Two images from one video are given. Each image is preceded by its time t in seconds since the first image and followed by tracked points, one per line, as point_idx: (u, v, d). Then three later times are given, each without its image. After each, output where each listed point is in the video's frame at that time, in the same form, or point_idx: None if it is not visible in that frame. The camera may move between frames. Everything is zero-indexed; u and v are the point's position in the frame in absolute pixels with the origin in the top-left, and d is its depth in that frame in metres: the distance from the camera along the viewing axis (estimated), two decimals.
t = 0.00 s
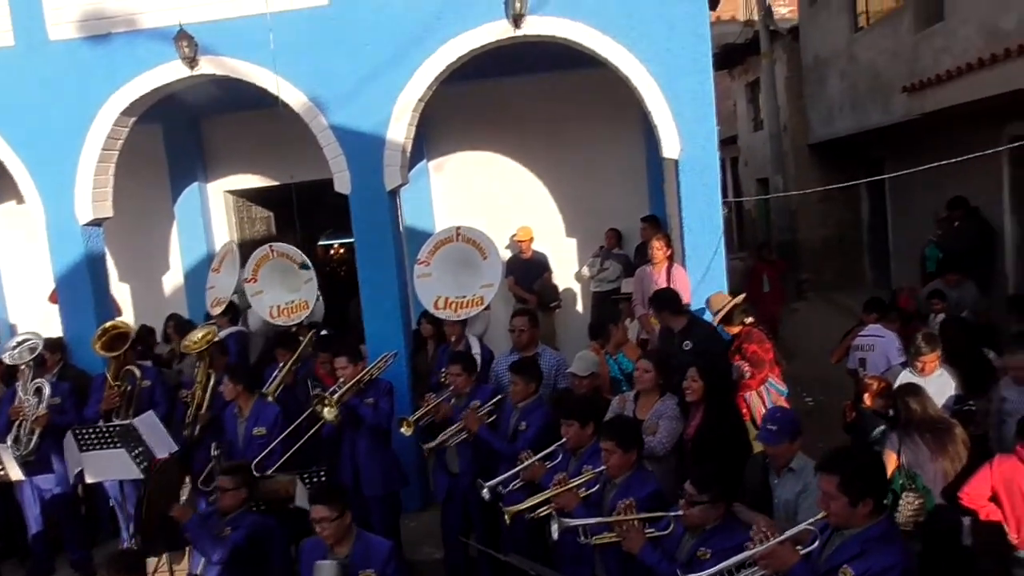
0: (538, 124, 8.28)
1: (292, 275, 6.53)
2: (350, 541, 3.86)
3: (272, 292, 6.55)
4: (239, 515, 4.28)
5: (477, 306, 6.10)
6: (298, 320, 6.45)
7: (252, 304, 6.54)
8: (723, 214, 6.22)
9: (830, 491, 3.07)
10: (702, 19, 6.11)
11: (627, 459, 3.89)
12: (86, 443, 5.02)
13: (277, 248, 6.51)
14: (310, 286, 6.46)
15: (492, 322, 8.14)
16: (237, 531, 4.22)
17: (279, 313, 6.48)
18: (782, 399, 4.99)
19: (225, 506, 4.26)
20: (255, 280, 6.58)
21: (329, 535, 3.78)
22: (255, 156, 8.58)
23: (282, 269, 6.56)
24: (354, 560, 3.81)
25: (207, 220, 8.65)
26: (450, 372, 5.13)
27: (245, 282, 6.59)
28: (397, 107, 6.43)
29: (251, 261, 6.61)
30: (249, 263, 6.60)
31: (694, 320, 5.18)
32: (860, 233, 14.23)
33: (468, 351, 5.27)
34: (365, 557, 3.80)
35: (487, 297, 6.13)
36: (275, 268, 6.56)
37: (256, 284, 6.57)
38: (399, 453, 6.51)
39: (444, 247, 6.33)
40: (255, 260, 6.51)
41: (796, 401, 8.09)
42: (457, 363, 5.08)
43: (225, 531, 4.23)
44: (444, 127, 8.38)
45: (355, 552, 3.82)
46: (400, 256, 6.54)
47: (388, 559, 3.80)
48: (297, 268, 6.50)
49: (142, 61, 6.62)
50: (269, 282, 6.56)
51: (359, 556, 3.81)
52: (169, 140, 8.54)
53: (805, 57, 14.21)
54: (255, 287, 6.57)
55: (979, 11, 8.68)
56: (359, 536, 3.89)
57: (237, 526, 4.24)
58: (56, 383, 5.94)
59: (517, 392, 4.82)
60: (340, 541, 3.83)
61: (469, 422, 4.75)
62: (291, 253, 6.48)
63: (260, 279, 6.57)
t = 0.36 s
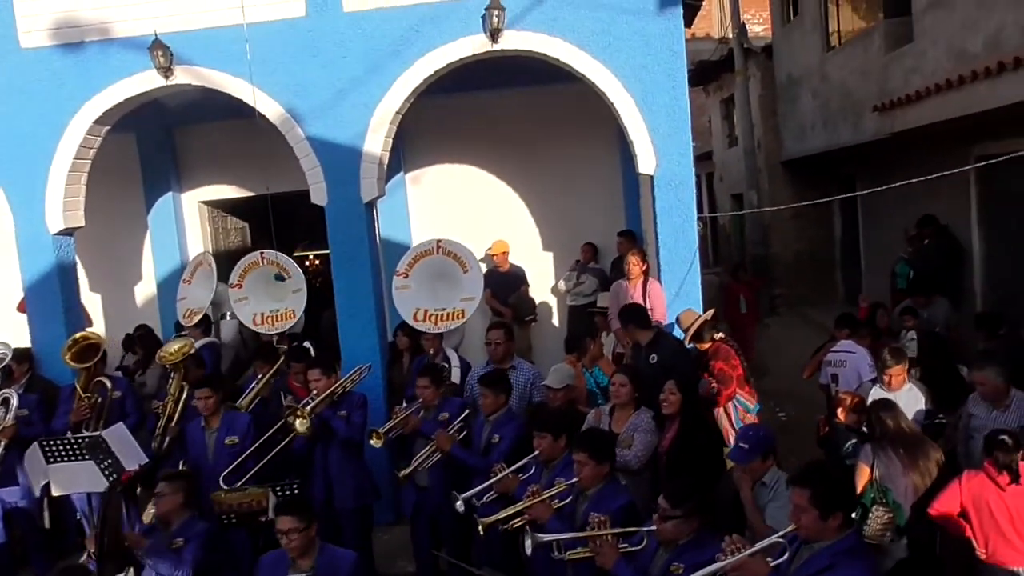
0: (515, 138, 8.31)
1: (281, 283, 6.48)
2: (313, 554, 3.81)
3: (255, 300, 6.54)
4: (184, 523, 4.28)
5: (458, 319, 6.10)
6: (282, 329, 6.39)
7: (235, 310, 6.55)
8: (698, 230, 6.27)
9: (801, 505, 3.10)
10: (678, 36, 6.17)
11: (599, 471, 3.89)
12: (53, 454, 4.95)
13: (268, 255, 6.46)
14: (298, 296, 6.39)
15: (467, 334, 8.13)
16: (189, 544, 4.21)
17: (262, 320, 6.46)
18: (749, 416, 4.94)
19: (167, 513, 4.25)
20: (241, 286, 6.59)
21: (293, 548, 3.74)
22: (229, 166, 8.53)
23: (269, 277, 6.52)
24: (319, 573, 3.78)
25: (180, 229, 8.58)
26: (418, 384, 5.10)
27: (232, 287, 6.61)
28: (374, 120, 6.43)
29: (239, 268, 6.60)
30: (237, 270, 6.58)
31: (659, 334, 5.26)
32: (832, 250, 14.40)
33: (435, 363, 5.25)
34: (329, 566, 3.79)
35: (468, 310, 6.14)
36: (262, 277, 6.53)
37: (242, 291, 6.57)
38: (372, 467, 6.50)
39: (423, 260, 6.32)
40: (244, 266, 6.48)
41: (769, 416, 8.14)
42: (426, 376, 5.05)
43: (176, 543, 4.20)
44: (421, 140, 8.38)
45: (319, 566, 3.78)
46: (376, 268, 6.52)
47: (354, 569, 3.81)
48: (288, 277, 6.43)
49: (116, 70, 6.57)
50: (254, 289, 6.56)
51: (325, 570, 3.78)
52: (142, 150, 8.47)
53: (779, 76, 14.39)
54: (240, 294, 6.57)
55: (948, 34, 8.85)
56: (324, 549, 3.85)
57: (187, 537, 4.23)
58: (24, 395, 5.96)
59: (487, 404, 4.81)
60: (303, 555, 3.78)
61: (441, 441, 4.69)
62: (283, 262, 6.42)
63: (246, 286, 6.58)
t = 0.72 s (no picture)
0: (502, 147, 8.32)
1: (265, 295, 6.46)
2: (279, 562, 3.79)
3: (239, 310, 6.48)
4: (157, 529, 4.25)
5: (446, 326, 6.08)
6: (264, 341, 6.37)
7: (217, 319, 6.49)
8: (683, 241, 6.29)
9: (769, 507, 3.14)
10: (665, 48, 6.20)
11: (578, 476, 3.90)
12: (32, 461, 4.88)
13: (253, 266, 6.43)
14: (281, 309, 6.39)
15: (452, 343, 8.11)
16: (163, 550, 4.19)
17: (246, 330, 6.41)
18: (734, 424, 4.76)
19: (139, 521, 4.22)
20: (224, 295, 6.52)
21: (258, 556, 3.72)
22: (215, 172, 8.50)
23: (252, 289, 6.50)
24: None
25: (164, 235, 8.52)
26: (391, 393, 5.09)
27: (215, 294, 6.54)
28: (361, 127, 6.42)
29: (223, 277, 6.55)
30: (220, 279, 6.54)
31: (639, 344, 5.28)
32: (816, 262, 14.47)
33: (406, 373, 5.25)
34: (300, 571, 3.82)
35: (455, 318, 6.12)
36: (245, 287, 6.50)
37: (225, 300, 6.52)
38: (356, 478, 6.54)
39: (409, 267, 6.31)
40: (229, 275, 6.43)
41: (753, 427, 8.16)
42: (399, 385, 5.06)
43: (149, 550, 4.18)
44: (407, 148, 8.38)
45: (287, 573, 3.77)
46: (361, 276, 6.50)
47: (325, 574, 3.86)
48: (273, 289, 6.42)
49: (101, 74, 6.53)
50: (238, 299, 6.51)
51: None
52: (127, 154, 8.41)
53: (765, 89, 14.49)
54: (224, 302, 6.52)
55: (932, 49, 8.94)
56: (290, 557, 3.85)
57: (161, 544, 4.21)
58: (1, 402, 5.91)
59: (464, 412, 4.81)
60: (269, 563, 3.76)
61: (423, 454, 4.69)
62: (268, 275, 6.40)
63: (229, 295, 6.51)
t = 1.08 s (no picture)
0: (489, 151, 8.32)
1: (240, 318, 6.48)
2: (258, 566, 3.80)
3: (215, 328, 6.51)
4: (152, 540, 4.22)
5: (432, 329, 6.08)
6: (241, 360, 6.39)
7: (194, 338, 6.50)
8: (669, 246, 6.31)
9: (742, 507, 3.15)
10: (652, 54, 6.22)
11: (560, 479, 3.89)
12: (11, 466, 4.84)
13: (229, 291, 6.47)
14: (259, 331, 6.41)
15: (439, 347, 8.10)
16: (153, 566, 4.15)
17: (224, 349, 6.43)
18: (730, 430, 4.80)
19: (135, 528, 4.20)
20: (200, 314, 6.54)
21: (236, 564, 3.71)
22: (200, 175, 8.45)
23: (228, 309, 6.52)
24: None
25: (148, 238, 8.46)
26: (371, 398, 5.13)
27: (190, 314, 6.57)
28: (348, 131, 6.40)
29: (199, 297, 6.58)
30: (196, 299, 6.58)
31: (622, 350, 5.29)
32: (801, 268, 14.54)
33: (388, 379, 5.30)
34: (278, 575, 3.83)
35: (441, 320, 6.13)
36: (221, 308, 6.53)
37: (201, 318, 6.53)
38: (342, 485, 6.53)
39: (394, 271, 6.31)
40: (204, 297, 6.46)
41: (738, 432, 8.18)
42: (378, 389, 5.10)
43: (138, 564, 4.17)
44: (394, 151, 8.36)
45: None
46: (346, 280, 6.47)
47: None
48: (248, 314, 6.46)
49: (85, 76, 6.48)
50: (214, 318, 6.53)
51: None
52: (111, 157, 8.35)
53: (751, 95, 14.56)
54: (199, 321, 6.54)
55: (916, 58, 9.02)
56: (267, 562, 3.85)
57: (152, 558, 4.17)
58: None
59: (445, 418, 4.78)
60: (247, 569, 3.77)
61: (405, 462, 4.64)
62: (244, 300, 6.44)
63: (205, 315, 6.54)
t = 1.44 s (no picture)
0: (474, 158, 8.32)
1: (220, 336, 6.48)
2: None
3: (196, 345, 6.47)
4: (158, 555, 4.06)
5: (416, 336, 6.07)
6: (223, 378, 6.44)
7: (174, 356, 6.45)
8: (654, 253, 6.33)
9: (726, 516, 3.15)
10: (637, 62, 6.24)
11: (543, 486, 3.88)
12: None
13: (209, 313, 6.43)
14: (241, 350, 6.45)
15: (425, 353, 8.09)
16: None
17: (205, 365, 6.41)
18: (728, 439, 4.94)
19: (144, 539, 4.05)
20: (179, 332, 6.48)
21: None
22: (183, 180, 8.40)
23: (207, 327, 6.51)
24: None
25: (131, 243, 8.40)
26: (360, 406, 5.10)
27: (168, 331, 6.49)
28: (333, 137, 6.38)
29: (177, 315, 6.53)
30: (175, 318, 6.51)
31: (609, 357, 5.31)
32: (785, 275, 14.62)
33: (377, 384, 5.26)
34: None
35: (425, 327, 6.12)
36: (201, 327, 6.49)
37: (181, 336, 6.49)
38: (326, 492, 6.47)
39: (378, 277, 6.26)
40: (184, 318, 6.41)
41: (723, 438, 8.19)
42: (366, 396, 5.07)
43: None
44: (379, 157, 8.34)
45: None
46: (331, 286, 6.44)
47: None
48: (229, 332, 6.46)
49: (67, 80, 6.44)
50: (195, 336, 6.50)
51: None
52: (93, 162, 8.29)
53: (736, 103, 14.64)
54: (178, 338, 6.48)
55: (898, 67, 9.10)
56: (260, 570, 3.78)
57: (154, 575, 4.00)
58: None
59: (431, 425, 4.75)
60: None
61: (391, 470, 4.67)
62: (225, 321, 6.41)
63: (185, 333, 6.49)
